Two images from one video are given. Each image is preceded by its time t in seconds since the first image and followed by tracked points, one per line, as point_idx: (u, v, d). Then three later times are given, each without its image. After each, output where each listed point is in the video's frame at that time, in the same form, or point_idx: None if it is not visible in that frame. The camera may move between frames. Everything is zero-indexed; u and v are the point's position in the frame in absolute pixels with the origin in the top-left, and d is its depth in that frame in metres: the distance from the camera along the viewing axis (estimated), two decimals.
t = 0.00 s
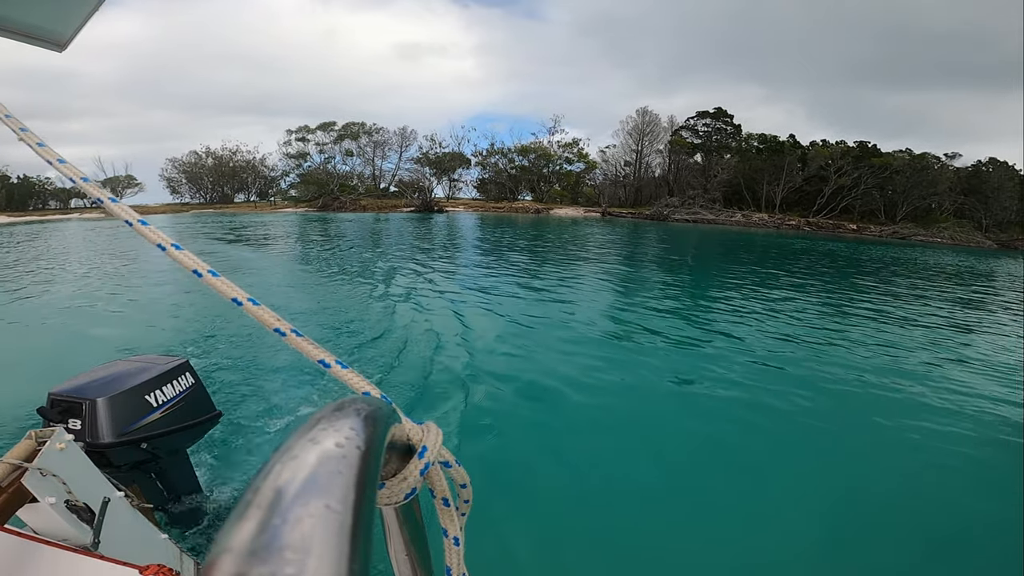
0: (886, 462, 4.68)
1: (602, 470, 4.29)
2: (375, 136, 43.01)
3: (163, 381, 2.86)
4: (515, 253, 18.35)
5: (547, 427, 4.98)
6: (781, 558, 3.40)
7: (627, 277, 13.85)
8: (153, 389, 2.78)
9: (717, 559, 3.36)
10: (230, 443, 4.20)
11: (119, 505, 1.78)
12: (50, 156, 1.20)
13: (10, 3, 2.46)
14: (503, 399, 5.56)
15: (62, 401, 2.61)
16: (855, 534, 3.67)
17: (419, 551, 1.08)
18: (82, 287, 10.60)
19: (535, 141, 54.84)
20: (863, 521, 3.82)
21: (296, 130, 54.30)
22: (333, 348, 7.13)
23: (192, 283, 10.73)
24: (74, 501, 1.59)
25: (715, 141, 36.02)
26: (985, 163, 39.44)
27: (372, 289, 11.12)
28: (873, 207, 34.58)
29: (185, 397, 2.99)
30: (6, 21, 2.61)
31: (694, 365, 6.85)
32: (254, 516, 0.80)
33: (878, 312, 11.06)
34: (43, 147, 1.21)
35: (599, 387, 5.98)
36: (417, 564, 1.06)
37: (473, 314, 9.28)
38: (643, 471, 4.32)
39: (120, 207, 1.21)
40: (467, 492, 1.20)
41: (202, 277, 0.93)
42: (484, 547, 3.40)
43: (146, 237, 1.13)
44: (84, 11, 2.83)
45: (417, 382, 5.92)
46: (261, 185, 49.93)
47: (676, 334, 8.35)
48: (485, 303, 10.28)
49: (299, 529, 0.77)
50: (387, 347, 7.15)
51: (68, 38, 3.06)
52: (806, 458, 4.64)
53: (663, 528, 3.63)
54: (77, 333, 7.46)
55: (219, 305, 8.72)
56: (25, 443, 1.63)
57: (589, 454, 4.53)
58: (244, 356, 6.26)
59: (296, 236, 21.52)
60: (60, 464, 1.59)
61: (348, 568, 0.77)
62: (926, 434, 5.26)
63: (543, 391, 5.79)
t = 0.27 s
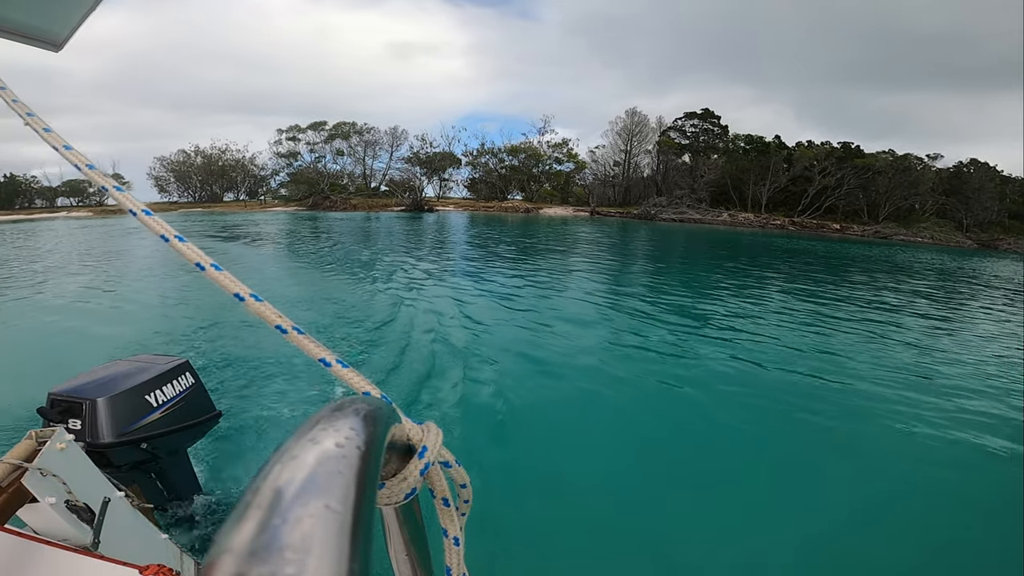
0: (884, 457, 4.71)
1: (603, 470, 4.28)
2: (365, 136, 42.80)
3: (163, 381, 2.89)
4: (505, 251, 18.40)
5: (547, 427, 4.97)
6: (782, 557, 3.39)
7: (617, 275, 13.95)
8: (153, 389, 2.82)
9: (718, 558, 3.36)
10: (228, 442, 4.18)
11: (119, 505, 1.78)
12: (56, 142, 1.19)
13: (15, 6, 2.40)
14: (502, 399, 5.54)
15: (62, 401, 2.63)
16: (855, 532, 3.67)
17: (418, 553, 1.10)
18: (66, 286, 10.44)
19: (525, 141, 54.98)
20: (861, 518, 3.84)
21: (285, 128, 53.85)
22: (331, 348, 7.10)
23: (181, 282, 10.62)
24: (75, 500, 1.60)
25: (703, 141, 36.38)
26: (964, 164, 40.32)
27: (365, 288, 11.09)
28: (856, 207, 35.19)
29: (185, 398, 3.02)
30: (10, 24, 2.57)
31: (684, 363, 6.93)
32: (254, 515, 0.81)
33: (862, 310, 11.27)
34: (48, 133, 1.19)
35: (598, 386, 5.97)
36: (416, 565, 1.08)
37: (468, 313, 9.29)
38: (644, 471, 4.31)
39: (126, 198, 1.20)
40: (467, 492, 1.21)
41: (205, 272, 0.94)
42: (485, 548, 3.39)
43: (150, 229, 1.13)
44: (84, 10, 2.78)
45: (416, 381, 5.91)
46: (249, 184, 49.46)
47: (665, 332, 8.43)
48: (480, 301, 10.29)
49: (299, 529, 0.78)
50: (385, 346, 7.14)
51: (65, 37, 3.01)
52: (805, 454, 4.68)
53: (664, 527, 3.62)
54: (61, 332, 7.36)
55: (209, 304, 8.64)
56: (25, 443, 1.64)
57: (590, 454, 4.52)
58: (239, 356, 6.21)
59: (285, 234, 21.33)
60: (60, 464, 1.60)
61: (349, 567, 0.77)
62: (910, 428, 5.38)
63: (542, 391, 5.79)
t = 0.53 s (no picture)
0: (879, 459, 4.75)
1: (603, 470, 4.29)
2: (356, 135, 42.66)
3: (163, 381, 2.86)
4: (496, 250, 18.45)
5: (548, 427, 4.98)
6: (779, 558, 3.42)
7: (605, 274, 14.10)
8: (153, 389, 2.79)
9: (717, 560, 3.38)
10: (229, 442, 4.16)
11: (119, 505, 1.77)
12: (52, 150, 1.19)
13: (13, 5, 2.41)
14: (502, 399, 5.56)
15: (61, 401, 2.60)
16: (851, 534, 3.71)
17: (419, 551, 1.11)
18: (50, 286, 10.29)
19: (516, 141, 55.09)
20: (855, 519, 3.89)
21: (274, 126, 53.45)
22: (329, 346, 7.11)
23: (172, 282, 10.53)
24: (74, 500, 1.58)
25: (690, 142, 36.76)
26: (945, 165, 41.20)
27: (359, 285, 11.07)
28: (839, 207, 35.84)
29: (185, 397, 3.00)
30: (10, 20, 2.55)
31: (674, 361, 7.02)
32: (255, 517, 0.82)
33: (846, 309, 11.50)
34: (44, 140, 1.20)
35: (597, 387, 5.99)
36: (417, 564, 1.09)
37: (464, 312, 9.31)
38: (645, 471, 4.32)
39: (122, 202, 1.19)
40: (467, 492, 1.23)
41: (204, 274, 0.94)
42: (484, 545, 3.41)
43: (148, 234, 1.13)
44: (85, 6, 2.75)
45: (415, 380, 5.91)
46: (238, 182, 49.03)
47: (654, 331, 8.53)
48: (475, 299, 10.33)
49: (298, 529, 0.79)
50: (384, 344, 7.14)
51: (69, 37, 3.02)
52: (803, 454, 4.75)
53: (664, 528, 3.64)
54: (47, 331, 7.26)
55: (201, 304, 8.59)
56: (26, 443, 1.67)
57: (591, 454, 4.54)
58: (240, 354, 6.19)
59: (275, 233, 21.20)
60: (59, 464, 1.59)
61: (349, 568, 0.78)
62: (893, 424, 5.50)
63: (542, 391, 5.80)
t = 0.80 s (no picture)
0: (876, 458, 4.80)
1: (603, 471, 4.28)
2: (347, 135, 42.47)
3: (163, 381, 2.84)
4: (486, 249, 18.48)
5: (547, 426, 4.98)
6: (779, 558, 3.44)
7: (596, 273, 14.20)
8: (152, 389, 2.76)
9: (718, 560, 3.39)
10: (233, 441, 4.16)
11: (119, 505, 1.76)
12: (58, 137, 1.19)
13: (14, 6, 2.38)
14: (501, 397, 5.56)
15: (62, 400, 2.57)
16: (850, 533, 3.74)
17: (419, 551, 1.12)
18: (35, 287, 10.15)
19: (506, 141, 55.16)
20: (854, 518, 3.92)
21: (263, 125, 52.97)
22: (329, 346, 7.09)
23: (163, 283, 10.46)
24: (75, 500, 1.57)
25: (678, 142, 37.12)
26: (927, 166, 41.97)
27: (355, 284, 11.07)
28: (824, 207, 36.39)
29: (185, 397, 2.97)
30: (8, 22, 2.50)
31: (665, 359, 7.10)
32: (255, 516, 0.83)
33: (832, 307, 11.70)
34: (50, 128, 1.20)
35: (596, 387, 6.00)
36: (417, 564, 1.10)
37: (461, 311, 9.33)
38: (645, 471, 4.33)
39: (127, 192, 1.20)
40: (467, 492, 1.24)
41: (207, 270, 0.95)
42: (484, 544, 3.42)
43: (151, 225, 1.13)
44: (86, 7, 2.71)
45: (415, 379, 5.91)
46: (226, 182, 48.57)
47: (645, 329, 8.61)
48: (471, 298, 10.35)
49: (298, 530, 0.80)
50: (384, 343, 7.13)
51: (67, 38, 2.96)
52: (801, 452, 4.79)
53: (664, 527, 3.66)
54: (34, 336, 7.19)
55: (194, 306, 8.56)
56: (27, 443, 1.69)
57: (591, 454, 4.54)
58: (241, 356, 6.19)
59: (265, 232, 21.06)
60: (60, 464, 1.58)
61: (349, 568, 0.80)
62: (879, 420, 5.61)
63: (542, 390, 5.81)
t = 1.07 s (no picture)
0: (873, 457, 4.82)
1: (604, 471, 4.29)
2: (338, 136, 42.32)
3: (162, 381, 2.84)
4: (476, 248, 18.51)
5: (548, 427, 4.97)
6: (777, 560, 3.44)
7: (587, 272, 14.30)
8: (152, 389, 2.77)
9: (717, 562, 3.39)
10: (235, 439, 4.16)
11: (120, 506, 1.76)
12: (64, 130, 1.20)
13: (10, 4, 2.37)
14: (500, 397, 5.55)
15: (62, 400, 2.57)
16: (849, 534, 3.75)
17: (418, 551, 1.13)
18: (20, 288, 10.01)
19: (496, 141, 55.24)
20: (851, 518, 3.93)
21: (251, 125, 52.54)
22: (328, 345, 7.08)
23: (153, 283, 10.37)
24: (75, 500, 1.57)
25: (667, 141, 37.46)
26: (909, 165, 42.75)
27: (350, 283, 11.04)
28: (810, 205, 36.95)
29: (185, 397, 2.98)
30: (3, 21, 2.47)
31: (657, 357, 7.17)
32: (255, 516, 0.84)
33: (818, 304, 11.89)
34: (55, 119, 1.21)
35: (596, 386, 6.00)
36: (416, 564, 1.12)
37: (458, 309, 9.34)
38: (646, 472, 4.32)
39: (130, 185, 1.20)
40: (467, 492, 1.26)
41: (209, 264, 0.96)
42: (484, 545, 3.42)
43: (154, 219, 1.13)
44: (82, 7, 2.68)
45: (415, 378, 5.90)
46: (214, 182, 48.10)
47: (636, 327, 8.68)
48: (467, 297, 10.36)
49: (298, 529, 0.80)
50: (383, 342, 7.12)
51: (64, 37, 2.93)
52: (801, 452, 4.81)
53: (664, 528, 3.67)
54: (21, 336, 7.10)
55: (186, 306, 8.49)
56: (28, 442, 1.69)
57: (592, 454, 4.54)
58: (241, 354, 6.18)
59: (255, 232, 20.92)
60: (60, 464, 1.58)
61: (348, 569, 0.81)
62: (867, 415, 5.71)
63: (542, 390, 5.80)
